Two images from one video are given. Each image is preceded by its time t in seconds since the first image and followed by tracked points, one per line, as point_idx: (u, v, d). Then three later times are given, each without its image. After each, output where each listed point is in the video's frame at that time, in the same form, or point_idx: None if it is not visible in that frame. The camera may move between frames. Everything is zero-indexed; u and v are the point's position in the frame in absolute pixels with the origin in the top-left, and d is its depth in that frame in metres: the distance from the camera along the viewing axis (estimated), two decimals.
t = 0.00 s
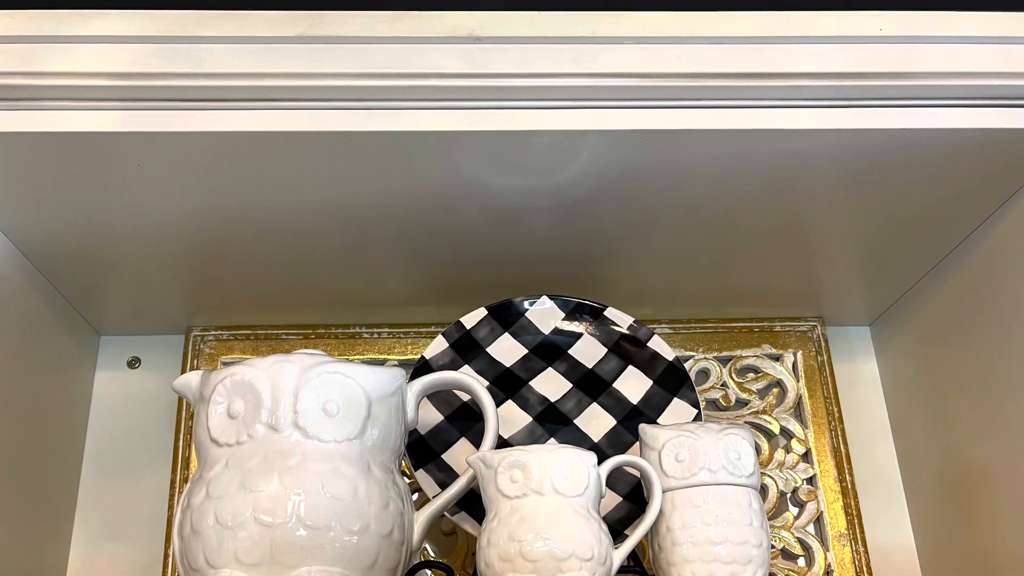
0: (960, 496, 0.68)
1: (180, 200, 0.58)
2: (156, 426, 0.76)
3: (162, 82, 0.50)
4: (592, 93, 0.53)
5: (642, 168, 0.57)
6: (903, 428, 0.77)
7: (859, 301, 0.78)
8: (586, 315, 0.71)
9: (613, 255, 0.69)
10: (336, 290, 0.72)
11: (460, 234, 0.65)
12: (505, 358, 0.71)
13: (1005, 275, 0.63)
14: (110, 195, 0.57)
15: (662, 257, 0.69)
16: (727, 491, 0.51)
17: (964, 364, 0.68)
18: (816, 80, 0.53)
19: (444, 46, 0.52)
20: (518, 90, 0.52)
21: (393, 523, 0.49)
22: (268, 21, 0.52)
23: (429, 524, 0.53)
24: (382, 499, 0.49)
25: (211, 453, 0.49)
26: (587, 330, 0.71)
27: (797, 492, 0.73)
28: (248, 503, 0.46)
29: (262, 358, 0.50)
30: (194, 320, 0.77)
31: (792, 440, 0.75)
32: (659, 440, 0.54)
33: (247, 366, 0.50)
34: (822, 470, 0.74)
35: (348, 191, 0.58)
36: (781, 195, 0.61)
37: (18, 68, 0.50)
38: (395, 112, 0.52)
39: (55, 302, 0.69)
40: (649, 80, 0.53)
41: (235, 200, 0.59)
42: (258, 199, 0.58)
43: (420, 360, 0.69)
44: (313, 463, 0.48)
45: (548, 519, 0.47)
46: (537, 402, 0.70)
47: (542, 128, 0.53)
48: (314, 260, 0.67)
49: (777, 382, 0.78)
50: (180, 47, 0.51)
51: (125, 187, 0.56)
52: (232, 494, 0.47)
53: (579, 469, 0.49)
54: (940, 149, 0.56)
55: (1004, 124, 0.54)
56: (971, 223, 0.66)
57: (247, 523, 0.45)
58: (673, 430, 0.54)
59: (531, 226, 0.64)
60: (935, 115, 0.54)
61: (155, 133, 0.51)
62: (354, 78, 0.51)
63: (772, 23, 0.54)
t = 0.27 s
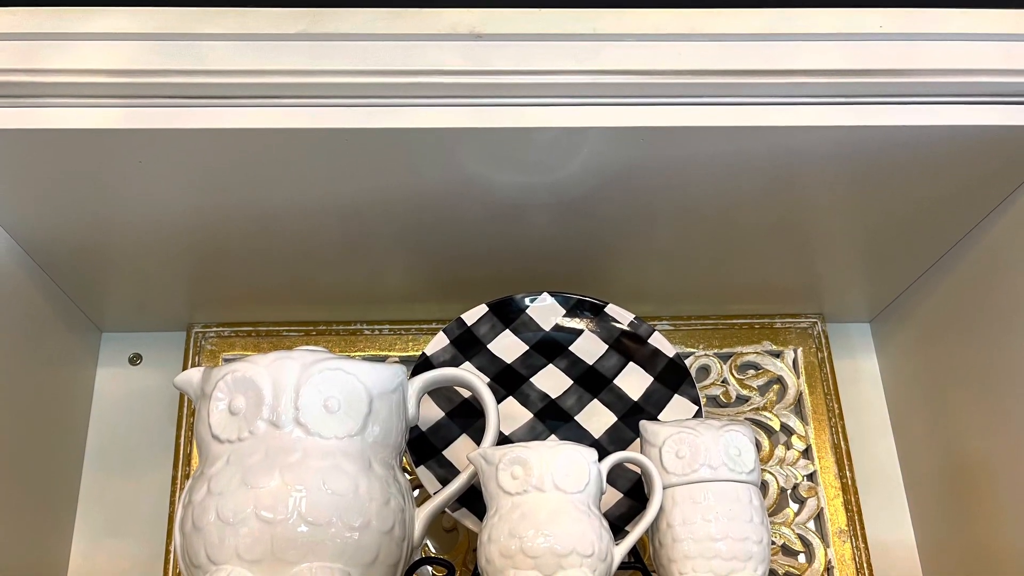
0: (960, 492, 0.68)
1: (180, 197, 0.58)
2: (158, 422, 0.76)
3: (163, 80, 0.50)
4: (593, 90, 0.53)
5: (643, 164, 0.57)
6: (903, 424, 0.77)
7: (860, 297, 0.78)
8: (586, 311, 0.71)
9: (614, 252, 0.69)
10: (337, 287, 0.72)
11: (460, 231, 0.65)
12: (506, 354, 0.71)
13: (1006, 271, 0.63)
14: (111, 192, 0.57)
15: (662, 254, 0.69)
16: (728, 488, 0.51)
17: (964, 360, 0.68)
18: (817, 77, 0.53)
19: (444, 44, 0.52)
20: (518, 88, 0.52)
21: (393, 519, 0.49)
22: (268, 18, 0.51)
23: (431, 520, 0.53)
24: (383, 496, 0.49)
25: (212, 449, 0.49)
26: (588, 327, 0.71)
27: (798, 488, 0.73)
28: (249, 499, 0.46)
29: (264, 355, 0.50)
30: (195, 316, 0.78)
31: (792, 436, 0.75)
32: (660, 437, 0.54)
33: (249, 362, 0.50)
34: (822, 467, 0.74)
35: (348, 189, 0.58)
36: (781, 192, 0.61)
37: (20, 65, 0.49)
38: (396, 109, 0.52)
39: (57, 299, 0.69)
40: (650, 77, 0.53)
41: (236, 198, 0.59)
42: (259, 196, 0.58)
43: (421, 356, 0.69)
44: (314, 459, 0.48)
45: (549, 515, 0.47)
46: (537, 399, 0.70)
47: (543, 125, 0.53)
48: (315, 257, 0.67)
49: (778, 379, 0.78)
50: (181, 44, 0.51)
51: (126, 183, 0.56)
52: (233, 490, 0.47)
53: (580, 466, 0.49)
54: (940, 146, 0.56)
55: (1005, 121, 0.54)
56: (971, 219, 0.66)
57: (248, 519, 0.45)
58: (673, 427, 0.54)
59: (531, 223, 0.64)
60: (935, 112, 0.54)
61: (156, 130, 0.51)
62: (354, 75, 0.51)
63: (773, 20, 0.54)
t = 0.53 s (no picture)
0: (960, 488, 0.68)
1: (182, 193, 0.58)
2: (158, 419, 0.76)
3: (165, 77, 0.50)
4: (594, 87, 0.53)
5: (644, 161, 0.57)
6: (903, 420, 0.77)
7: (861, 294, 0.78)
8: (587, 308, 0.71)
9: (614, 249, 0.69)
10: (338, 284, 0.72)
11: (461, 228, 0.65)
12: (507, 351, 0.71)
13: (1006, 268, 0.63)
14: (112, 188, 0.57)
15: (663, 251, 0.69)
16: (728, 484, 0.51)
17: (964, 356, 0.68)
18: (818, 74, 0.53)
19: (445, 41, 0.52)
20: (520, 84, 0.52)
21: (394, 516, 0.49)
22: (270, 16, 0.51)
23: (432, 517, 0.53)
24: (384, 492, 0.49)
25: (213, 446, 0.49)
26: (589, 323, 0.72)
27: (798, 485, 0.73)
28: (251, 495, 0.46)
29: (265, 351, 0.50)
30: (197, 313, 0.78)
31: (792, 433, 0.76)
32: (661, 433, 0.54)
33: (250, 359, 0.50)
34: (822, 463, 0.74)
35: (348, 185, 0.58)
36: (781, 189, 0.61)
37: (21, 62, 0.49)
38: (397, 106, 0.52)
39: (58, 296, 0.69)
40: (651, 73, 0.53)
41: (237, 195, 0.59)
42: (260, 193, 0.58)
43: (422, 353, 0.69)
44: (315, 456, 0.48)
45: (550, 511, 0.47)
46: (538, 395, 0.70)
47: (544, 122, 0.53)
48: (315, 253, 0.67)
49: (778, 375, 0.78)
50: (183, 42, 0.51)
51: (127, 180, 0.56)
52: (234, 486, 0.47)
53: (581, 462, 0.49)
54: (941, 143, 0.56)
55: (1005, 118, 0.54)
56: (971, 216, 0.66)
57: (250, 516, 0.46)
58: (674, 423, 0.54)
59: (532, 220, 0.64)
60: (935, 109, 0.54)
61: (158, 127, 0.51)
62: (355, 72, 0.51)
63: (774, 18, 0.54)
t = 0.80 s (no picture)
0: (960, 484, 0.68)
1: (184, 190, 0.58)
2: (160, 415, 0.76)
3: (166, 74, 0.50)
4: (595, 84, 0.53)
5: (645, 158, 0.57)
6: (903, 416, 0.77)
7: (861, 290, 0.79)
8: (588, 305, 0.72)
9: (615, 246, 0.69)
10: (338, 280, 0.72)
11: (462, 225, 0.65)
12: (508, 348, 0.71)
13: (1006, 265, 0.63)
14: (114, 185, 0.57)
15: (664, 247, 0.69)
16: (728, 481, 0.51)
17: (965, 354, 0.68)
18: (818, 72, 0.53)
19: (446, 38, 0.52)
20: (521, 82, 0.52)
21: (395, 512, 0.49)
22: (271, 13, 0.51)
23: (433, 513, 0.53)
24: (385, 488, 0.49)
25: (214, 442, 0.49)
26: (590, 320, 0.72)
27: (798, 481, 0.74)
28: (252, 492, 0.46)
29: (266, 348, 0.50)
30: (198, 309, 0.78)
31: (792, 429, 0.76)
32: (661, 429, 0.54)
33: (251, 355, 0.50)
34: (823, 460, 0.74)
35: (349, 183, 0.58)
36: (782, 186, 0.61)
37: (23, 59, 0.49)
38: (398, 103, 0.52)
39: (60, 292, 0.69)
40: (652, 70, 0.52)
41: (238, 192, 0.59)
42: (261, 190, 0.58)
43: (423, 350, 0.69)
44: (317, 452, 0.48)
45: (551, 508, 0.47)
46: (539, 392, 0.70)
47: (544, 119, 0.53)
48: (316, 250, 0.67)
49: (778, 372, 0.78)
50: (184, 39, 0.51)
51: (129, 177, 0.56)
52: (235, 483, 0.47)
53: (582, 459, 0.49)
54: (940, 140, 0.56)
55: (1005, 115, 0.54)
56: (971, 213, 0.66)
57: (251, 512, 0.46)
58: (675, 419, 0.54)
59: (533, 217, 0.64)
60: (936, 106, 0.54)
61: (159, 124, 0.51)
62: (355, 70, 0.51)
63: (774, 15, 0.54)
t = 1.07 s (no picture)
0: (960, 481, 0.68)
1: (185, 188, 0.58)
2: (161, 412, 0.76)
3: (167, 71, 0.50)
4: (596, 81, 0.53)
5: (646, 155, 0.57)
6: (903, 412, 0.77)
7: (861, 287, 0.79)
8: (589, 301, 0.71)
9: (615, 243, 0.69)
10: (339, 277, 0.72)
11: (463, 222, 0.65)
12: (509, 344, 0.71)
13: (1007, 262, 0.63)
14: (115, 183, 0.57)
15: (665, 244, 0.69)
16: (729, 477, 0.52)
17: (965, 350, 0.68)
18: (819, 69, 0.53)
19: (447, 35, 0.52)
20: (522, 78, 0.52)
21: (396, 509, 0.49)
22: (272, 10, 0.51)
23: (433, 509, 0.53)
24: (386, 485, 0.49)
25: (216, 438, 0.49)
26: (591, 316, 0.72)
27: (799, 477, 0.74)
28: (254, 488, 0.46)
29: (267, 344, 0.50)
30: (199, 306, 0.78)
31: (793, 426, 0.76)
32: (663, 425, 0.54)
33: (253, 352, 0.50)
34: (823, 456, 0.74)
35: (350, 180, 0.58)
36: (782, 183, 0.61)
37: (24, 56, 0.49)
38: (399, 100, 0.52)
39: (62, 289, 0.69)
40: (652, 68, 0.52)
41: (239, 189, 0.59)
42: (263, 187, 0.58)
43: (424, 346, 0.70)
44: (318, 449, 0.48)
45: (552, 505, 0.47)
46: (540, 388, 0.70)
47: (544, 116, 0.53)
48: (317, 247, 0.67)
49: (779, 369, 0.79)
50: (186, 36, 0.51)
51: (130, 174, 0.56)
52: (237, 479, 0.47)
53: (583, 455, 0.49)
54: (940, 137, 0.56)
55: (1004, 112, 0.54)
56: (971, 210, 0.66)
57: (253, 509, 0.46)
58: (675, 415, 0.54)
59: (533, 213, 0.64)
60: (935, 103, 0.54)
61: (160, 121, 0.51)
62: (355, 67, 0.51)
63: (775, 12, 0.53)
